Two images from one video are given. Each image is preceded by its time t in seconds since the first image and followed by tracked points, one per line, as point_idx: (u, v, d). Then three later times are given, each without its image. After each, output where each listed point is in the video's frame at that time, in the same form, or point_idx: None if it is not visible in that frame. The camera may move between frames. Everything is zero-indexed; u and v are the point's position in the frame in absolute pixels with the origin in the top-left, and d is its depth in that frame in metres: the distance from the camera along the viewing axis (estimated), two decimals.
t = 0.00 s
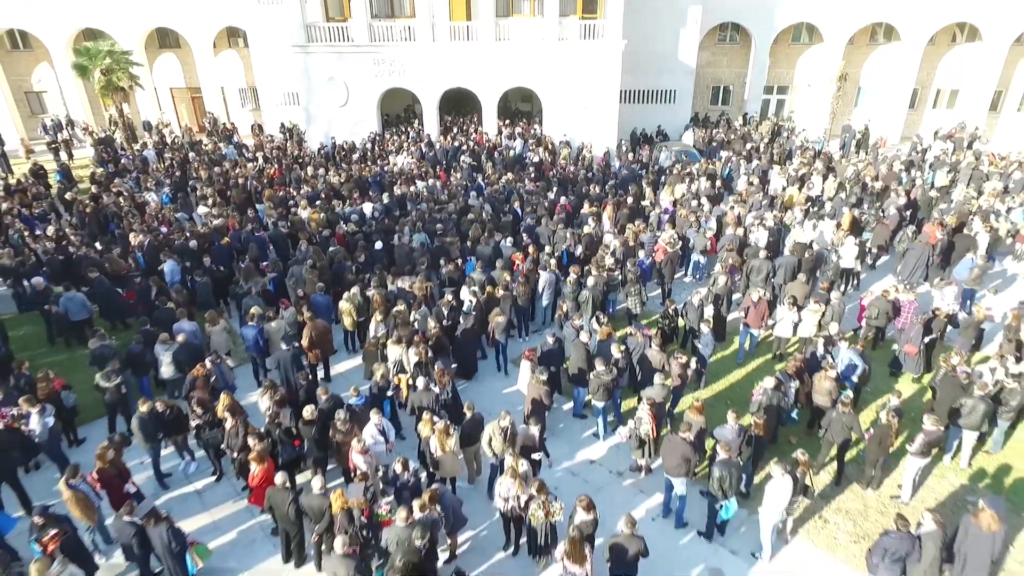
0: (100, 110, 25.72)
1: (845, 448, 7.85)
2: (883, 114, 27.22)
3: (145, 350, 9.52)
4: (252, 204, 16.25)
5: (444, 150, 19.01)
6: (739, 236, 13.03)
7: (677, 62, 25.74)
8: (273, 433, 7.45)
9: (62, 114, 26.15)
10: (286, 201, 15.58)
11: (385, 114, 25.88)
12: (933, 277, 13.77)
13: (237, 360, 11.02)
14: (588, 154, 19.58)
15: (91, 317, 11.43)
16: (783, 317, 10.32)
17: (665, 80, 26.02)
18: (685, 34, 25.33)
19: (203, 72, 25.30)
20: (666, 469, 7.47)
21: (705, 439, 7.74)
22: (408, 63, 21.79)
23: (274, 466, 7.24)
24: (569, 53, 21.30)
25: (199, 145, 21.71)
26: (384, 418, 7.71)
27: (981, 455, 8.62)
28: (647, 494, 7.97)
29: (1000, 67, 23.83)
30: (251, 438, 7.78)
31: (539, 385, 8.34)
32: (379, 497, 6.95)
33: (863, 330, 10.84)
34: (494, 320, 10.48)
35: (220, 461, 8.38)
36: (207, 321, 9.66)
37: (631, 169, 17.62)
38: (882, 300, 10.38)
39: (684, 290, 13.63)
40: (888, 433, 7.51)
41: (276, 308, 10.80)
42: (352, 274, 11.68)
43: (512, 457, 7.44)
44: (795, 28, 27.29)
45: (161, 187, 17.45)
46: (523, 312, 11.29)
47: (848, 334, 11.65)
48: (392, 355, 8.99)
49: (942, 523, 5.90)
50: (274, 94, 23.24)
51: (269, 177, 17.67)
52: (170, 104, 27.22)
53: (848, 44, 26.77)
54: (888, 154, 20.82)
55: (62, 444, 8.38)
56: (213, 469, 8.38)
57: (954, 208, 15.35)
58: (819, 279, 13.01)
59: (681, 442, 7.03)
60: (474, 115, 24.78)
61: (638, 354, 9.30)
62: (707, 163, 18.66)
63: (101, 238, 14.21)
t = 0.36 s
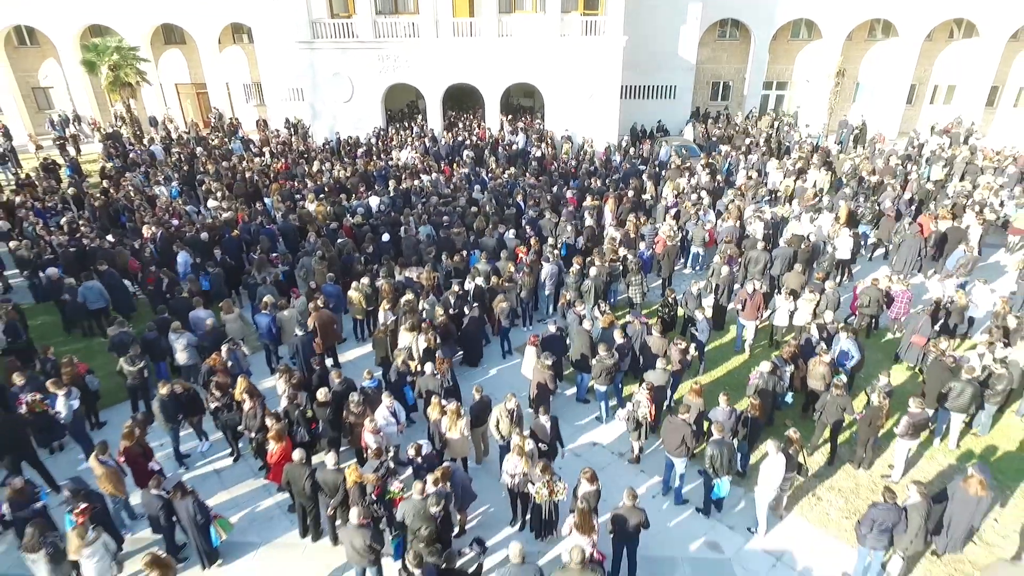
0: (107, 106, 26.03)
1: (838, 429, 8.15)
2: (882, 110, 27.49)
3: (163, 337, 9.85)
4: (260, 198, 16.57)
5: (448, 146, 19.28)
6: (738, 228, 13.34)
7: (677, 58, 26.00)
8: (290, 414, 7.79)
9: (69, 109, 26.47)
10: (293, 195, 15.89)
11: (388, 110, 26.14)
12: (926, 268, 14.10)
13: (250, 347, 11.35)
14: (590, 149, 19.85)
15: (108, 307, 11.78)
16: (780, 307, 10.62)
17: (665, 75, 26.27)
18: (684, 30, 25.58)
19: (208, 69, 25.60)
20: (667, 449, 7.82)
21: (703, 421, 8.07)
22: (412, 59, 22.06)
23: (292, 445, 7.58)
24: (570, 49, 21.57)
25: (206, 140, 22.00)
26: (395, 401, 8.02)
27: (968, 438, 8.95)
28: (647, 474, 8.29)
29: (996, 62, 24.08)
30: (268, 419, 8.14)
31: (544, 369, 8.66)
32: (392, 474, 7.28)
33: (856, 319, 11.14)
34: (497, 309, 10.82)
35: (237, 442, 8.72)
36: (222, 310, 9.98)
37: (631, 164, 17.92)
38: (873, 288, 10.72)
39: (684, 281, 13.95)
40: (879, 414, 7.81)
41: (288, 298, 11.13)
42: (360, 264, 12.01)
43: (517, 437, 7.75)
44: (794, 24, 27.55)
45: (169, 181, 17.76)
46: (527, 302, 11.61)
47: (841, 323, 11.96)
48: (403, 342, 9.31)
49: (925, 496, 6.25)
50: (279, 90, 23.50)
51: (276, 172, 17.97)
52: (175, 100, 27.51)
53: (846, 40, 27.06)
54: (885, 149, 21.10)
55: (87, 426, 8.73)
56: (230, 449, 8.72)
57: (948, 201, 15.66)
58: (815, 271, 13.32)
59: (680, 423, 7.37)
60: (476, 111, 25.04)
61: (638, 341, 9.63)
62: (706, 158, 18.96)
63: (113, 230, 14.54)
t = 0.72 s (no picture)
0: (115, 105, 26.39)
1: (835, 414, 8.46)
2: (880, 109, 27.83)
3: (182, 327, 10.17)
4: (270, 195, 16.91)
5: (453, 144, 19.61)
6: (738, 224, 13.68)
7: (678, 58, 26.35)
8: (310, 399, 8.13)
9: (77, 109, 26.84)
10: (303, 191, 16.23)
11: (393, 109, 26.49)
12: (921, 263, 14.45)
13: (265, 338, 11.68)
14: (592, 147, 20.18)
15: (126, 300, 12.12)
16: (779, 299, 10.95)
17: (666, 75, 26.60)
18: (686, 31, 25.91)
19: (215, 68, 25.96)
20: (670, 433, 8.17)
21: (704, 407, 8.39)
22: (417, 59, 22.41)
23: (311, 427, 7.94)
24: (573, 49, 21.91)
25: (214, 138, 22.34)
26: (409, 386, 8.32)
27: (959, 423, 9.30)
28: (650, 457, 8.63)
29: (993, 62, 24.43)
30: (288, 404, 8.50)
31: (552, 356, 8.96)
32: (407, 454, 7.61)
33: (851, 311, 11.46)
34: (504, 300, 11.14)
35: (256, 427, 9.06)
36: (239, 301, 10.32)
37: (634, 161, 18.27)
38: (867, 279, 11.08)
39: (685, 275, 14.30)
40: (874, 398, 8.10)
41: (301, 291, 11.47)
42: (371, 259, 12.35)
43: (526, 420, 8.07)
44: (793, 24, 27.90)
45: (180, 179, 18.11)
46: (534, 294, 11.93)
47: (836, 316, 12.27)
48: (416, 331, 9.63)
49: (915, 473, 6.59)
50: (285, 89, 23.85)
51: (284, 169, 18.32)
52: (182, 99, 27.87)
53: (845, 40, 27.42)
54: (883, 147, 21.44)
55: (112, 411, 9.07)
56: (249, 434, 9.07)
57: (943, 198, 16.00)
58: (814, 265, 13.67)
59: (684, 408, 7.68)
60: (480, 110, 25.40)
61: (642, 331, 9.95)
62: (707, 156, 19.30)
63: (128, 226, 14.89)
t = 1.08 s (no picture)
0: (124, 104, 26.76)
1: (832, 399, 8.80)
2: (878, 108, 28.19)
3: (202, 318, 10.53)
4: (281, 192, 17.27)
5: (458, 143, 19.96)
6: (740, 219, 14.01)
7: (679, 58, 26.71)
8: (330, 384, 8.50)
9: (87, 108, 27.22)
10: (313, 188, 16.59)
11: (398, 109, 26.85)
12: (917, 257, 14.78)
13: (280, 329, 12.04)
14: (595, 145, 20.53)
15: (145, 293, 12.48)
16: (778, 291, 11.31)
17: (667, 74, 26.95)
18: (687, 31, 26.26)
19: (223, 68, 26.32)
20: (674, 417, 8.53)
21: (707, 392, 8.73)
22: (423, 59, 22.77)
23: (331, 411, 8.30)
24: (576, 49, 22.27)
25: (223, 137, 22.69)
26: (423, 372, 8.67)
27: (952, 409, 9.66)
28: (655, 441, 9.00)
29: (990, 62, 24.79)
30: (307, 389, 8.87)
31: (560, 345, 9.29)
32: (423, 436, 7.94)
33: (847, 303, 11.79)
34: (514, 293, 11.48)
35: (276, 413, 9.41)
36: (257, 294, 10.66)
37: (636, 159, 18.63)
38: (864, 271, 11.43)
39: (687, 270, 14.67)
40: (869, 383, 8.42)
41: (315, 284, 11.83)
42: (383, 253, 12.70)
43: (536, 404, 8.39)
44: (793, 24, 28.27)
45: (191, 176, 18.47)
46: (541, 287, 12.28)
47: (833, 308, 12.58)
48: (428, 321, 9.98)
49: (909, 452, 6.94)
50: (292, 88, 24.20)
51: (294, 167, 18.67)
52: (190, 99, 28.24)
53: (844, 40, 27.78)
54: (882, 145, 21.79)
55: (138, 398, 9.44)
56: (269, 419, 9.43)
57: (940, 195, 16.35)
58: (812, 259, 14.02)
59: (688, 394, 8.03)
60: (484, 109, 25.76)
61: (646, 321, 10.29)
62: (708, 154, 19.66)
63: (143, 222, 15.25)
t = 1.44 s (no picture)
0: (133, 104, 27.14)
1: (828, 383, 9.17)
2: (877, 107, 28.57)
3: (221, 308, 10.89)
4: (291, 189, 17.63)
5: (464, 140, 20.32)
6: (741, 214, 14.37)
7: (680, 58, 27.09)
8: (348, 369, 8.85)
9: (96, 107, 27.60)
10: (323, 185, 16.95)
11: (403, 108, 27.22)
12: (913, 252, 15.16)
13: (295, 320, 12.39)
14: (598, 143, 20.88)
15: (163, 285, 12.84)
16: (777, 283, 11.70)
17: (669, 73, 27.33)
18: (688, 31, 26.62)
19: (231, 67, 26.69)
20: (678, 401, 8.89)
21: (710, 377, 9.09)
22: (428, 58, 23.15)
23: (350, 394, 8.68)
24: (579, 49, 22.65)
25: (232, 135, 23.06)
26: (437, 358, 9.02)
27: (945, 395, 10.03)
28: (659, 424, 9.37)
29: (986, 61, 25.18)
30: (326, 375, 9.24)
31: (568, 333, 9.64)
32: (439, 418, 8.30)
33: (844, 294, 12.15)
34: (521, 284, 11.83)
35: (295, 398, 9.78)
36: (274, 285, 11.01)
37: (639, 157, 19.00)
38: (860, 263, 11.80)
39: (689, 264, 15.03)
40: (863, 367, 8.78)
41: (329, 276, 12.18)
42: (393, 247, 13.05)
43: (547, 388, 8.70)
44: (792, 25, 28.66)
45: (203, 173, 18.83)
46: (547, 279, 12.63)
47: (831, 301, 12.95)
48: (440, 310, 10.34)
49: (902, 430, 7.30)
50: (299, 87, 24.57)
51: (303, 164, 19.03)
52: (197, 97, 28.61)
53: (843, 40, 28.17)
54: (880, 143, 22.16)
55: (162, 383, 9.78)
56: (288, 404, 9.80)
57: (936, 191, 16.72)
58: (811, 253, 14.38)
59: (691, 378, 8.39)
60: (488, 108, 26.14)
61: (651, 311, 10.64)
62: (709, 152, 20.02)
63: (158, 217, 15.62)
